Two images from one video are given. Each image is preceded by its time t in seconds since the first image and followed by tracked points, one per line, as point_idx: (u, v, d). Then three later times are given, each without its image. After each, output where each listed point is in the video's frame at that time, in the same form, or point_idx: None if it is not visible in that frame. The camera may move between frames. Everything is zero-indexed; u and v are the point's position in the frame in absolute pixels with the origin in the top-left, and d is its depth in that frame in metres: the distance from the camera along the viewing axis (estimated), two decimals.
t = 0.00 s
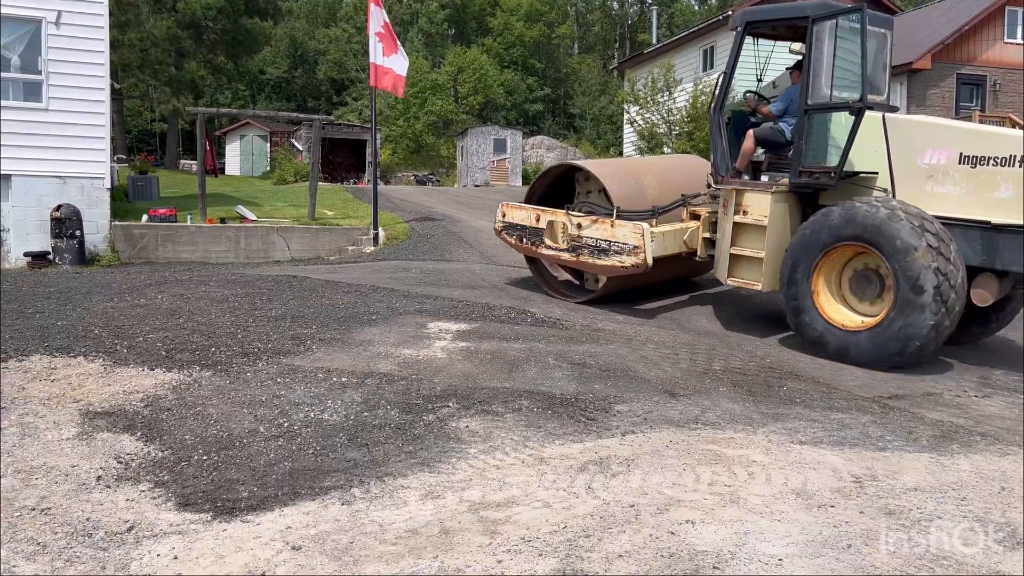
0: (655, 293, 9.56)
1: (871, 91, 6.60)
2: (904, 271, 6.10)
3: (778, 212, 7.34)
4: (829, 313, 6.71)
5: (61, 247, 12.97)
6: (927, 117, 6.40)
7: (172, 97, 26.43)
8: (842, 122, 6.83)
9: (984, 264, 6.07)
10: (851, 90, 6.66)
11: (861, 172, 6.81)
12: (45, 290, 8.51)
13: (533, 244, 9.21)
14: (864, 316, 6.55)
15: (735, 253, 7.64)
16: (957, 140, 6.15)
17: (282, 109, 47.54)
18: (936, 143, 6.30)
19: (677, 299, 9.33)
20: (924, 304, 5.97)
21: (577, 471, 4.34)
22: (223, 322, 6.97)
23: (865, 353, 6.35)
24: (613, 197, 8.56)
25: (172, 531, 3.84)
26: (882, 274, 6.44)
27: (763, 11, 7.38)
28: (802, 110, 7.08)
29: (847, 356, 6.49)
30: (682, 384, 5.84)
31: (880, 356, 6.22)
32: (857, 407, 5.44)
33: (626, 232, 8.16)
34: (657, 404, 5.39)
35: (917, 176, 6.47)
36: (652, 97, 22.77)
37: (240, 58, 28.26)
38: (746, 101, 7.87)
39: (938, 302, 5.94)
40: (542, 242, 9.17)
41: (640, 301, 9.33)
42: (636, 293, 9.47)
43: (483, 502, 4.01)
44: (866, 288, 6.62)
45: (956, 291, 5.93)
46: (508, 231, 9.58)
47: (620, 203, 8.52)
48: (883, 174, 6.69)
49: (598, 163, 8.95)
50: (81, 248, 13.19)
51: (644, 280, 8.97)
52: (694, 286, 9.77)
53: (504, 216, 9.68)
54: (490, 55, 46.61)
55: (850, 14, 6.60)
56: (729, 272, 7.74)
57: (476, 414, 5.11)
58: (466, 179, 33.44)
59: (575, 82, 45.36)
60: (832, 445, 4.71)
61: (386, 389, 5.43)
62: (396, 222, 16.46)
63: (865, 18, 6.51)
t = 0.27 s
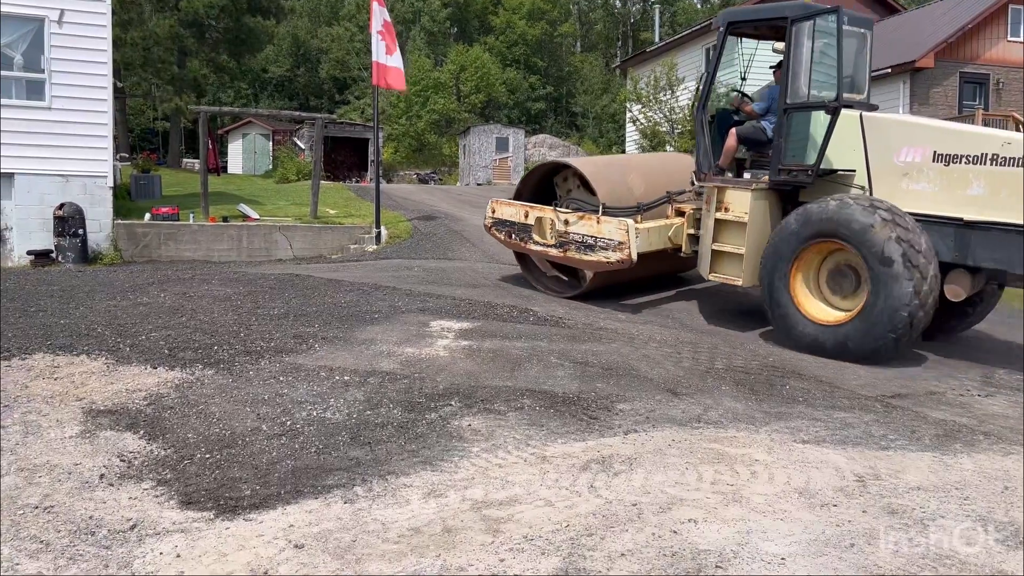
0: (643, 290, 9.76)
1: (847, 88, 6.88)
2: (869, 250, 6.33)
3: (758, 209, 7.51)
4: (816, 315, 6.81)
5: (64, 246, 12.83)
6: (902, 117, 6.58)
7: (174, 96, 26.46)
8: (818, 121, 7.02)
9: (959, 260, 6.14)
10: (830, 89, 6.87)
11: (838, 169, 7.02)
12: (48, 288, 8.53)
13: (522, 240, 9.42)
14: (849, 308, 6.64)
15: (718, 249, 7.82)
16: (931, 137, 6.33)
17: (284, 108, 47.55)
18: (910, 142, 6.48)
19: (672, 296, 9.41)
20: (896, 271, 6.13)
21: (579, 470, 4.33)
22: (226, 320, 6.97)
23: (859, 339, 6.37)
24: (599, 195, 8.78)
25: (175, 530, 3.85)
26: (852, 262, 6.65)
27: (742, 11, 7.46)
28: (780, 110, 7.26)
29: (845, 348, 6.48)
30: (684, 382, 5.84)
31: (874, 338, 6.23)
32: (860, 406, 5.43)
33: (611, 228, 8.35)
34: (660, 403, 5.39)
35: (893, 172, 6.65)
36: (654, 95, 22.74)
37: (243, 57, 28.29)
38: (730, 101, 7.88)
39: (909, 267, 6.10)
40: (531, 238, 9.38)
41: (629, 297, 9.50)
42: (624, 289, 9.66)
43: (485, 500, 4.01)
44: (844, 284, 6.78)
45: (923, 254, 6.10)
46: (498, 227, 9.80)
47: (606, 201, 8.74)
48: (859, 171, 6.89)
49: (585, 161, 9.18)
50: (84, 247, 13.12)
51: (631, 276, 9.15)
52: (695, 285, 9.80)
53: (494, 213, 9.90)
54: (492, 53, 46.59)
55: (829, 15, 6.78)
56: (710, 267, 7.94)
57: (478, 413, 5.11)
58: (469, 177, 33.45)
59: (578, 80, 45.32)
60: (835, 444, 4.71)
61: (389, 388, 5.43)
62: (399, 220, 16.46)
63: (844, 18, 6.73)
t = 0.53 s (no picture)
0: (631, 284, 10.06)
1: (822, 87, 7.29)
2: (833, 232, 6.78)
3: (738, 206, 7.93)
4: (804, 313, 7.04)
5: (66, 244, 13.06)
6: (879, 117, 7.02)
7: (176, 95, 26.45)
8: (795, 119, 7.42)
9: (931, 255, 6.50)
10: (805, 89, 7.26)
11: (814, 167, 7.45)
12: (50, 286, 8.53)
13: (510, 236, 9.67)
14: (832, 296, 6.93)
15: (701, 245, 8.22)
16: (906, 136, 6.76)
17: (286, 106, 47.53)
18: (886, 141, 6.91)
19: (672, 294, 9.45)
20: (862, 241, 6.54)
21: (581, 468, 4.33)
22: (227, 319, 6.97)
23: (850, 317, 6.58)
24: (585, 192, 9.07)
25: (177, 528, 3.85)
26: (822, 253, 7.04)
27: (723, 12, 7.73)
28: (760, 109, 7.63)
29: (841, 330, 6.65)
30: (686, 381, 5.85)
31: (863, 309, 6.46)
32: (862, 404, 5.44)
33: (597, 224, 8.65)
34: (662, 402, 5.39)
35: (870, 170, 7.07)
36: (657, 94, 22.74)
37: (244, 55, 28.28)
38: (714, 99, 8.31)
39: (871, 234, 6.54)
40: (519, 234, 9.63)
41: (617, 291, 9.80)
42: (613, 283, 9.95)
43: (487, 499, 4.01)
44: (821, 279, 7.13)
45: (880, 223, 6.55)
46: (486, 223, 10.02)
47: (592, 198, 9.04)
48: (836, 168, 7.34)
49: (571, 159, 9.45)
50: (86, 245, 13.36)
51: (617, 271, 9.46)
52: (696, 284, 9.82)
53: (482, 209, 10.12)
54: (494, 52, 46.53)
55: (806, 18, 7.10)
56: (693, 263, 8.35)
57: (480, 411, 5.11)
58: (471, 176, 33.46)
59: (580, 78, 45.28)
60: (837, 442, 4.71)
61: (390, 386, 5.44)
62: (401, 219, 16.45)
63: (820, 19, 7.06)
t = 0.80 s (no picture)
0: (615, 279, 10.07)
1: (793, 87, 7.59)
2: (785, 221, 7.04)
3: (714, 203, 7.96)
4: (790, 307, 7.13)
5: (68, 242, 13.09)
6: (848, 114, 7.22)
7: (177, 93, 26.46)
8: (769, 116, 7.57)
9: (899, 249, 6.93)
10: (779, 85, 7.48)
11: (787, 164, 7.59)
12: (52, 284, 8.53)
13: (496, 232, 9.68)
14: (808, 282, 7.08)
15: (678, 241, 8.21)
16: (876, 134, 7.01)
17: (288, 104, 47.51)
18: (856, 138, 7.12)
19: (673, 291, 9.45)
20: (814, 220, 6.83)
21: (582, 467, 4.33)
22: (229, 317, 6.97)
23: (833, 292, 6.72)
24: (568, 188, 9.01)
25: (179, 526, 3.86)
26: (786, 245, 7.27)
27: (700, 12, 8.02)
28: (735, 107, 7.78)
29: (831, 308, 6.75)
30: (688, 379, 5.85)
31: (840, 279, 6.64)
32: (864, 403, 5.43)
33: (579, 220, 8.65)
34: (663, 400, 5.39)
35: (840, 167, 7.27)
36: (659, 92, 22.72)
37: (247, 53, 28.29)
38: (692, 98, 8.42)
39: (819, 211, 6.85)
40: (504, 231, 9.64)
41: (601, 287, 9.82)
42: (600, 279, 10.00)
43: (488, 497, 4.01)
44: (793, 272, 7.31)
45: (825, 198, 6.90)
46: (474, 220, 10.03)
47: (575, 194, 8.98)
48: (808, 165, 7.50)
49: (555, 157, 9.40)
50: (88, 243, 13.31)
51: (600, 267, 9.45)
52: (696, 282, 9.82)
53: (470, 206, 10.12)
54: (496, 50, 46.50)
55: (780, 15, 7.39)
56: (671, 259, 8.34)
57: (481, 409, 5.11)
58: (472, 174, 33.45)
59: (581, 77, 45.21)
60: (839, 441, 4.71)
61: (392, 385, 5.43)
62: (402, 217, 16.44)
63: (791, 18, 7.38)
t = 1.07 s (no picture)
0: (601, 274, 10.15)
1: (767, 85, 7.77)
2: (745, 218, 7.30)
3: (694, 199, 8.11)
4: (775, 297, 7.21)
5: (70, 241, 13.07)
6: (823, 112, 7.40)
7: (178, 91, 26.47)
8: (746, 114, 7.71)
9: (872, 244, 7.13)
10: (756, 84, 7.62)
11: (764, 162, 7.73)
12: (53, 283, 8.53)
13: (484, 229, 9.75)
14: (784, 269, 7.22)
15: (660, 238, 8.36)
16: (850, 132, 7.21)
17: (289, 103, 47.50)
18: (831, 135, 7.31)
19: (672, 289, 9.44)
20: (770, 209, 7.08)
21: (584, 465, 4.33)
22: (230, 315, 6.97)
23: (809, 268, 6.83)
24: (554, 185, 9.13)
25: (180, 524, 3.86)
26: (756, 242, 7.46)
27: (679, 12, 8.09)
28: (713, 105, 7.90)
29: (813, 283, 6.82)
30: (689, 378, 5.84)
31: (810, 252, 6.79)
32: (865, 402, 5.42)
33: (564, 216, 8.74)
34: (664, 399, 5.39)
35: (814, 165, 7.45)
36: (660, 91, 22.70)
37: (248, 51, 28.29)
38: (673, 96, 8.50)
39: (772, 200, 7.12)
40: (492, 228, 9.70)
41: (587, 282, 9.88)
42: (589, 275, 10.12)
43: (490, 495, 4.01)
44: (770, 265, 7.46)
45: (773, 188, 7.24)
46: (462, 217, 10.10)
47: (560, 191, 9.11)
48: (784, 161, 7.66)
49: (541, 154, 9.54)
50: (89, 242, 13.32)
51: (586, 262, 9.54)
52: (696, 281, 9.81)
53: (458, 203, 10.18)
54: (497, 49, 46.47)
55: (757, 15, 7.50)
56: (653, 255, 8.47)
57: (483, 408, 5.11)
58: (473, 173, 33.44)
59: (583, 75, 45.16)
60: (840, 440, 4.70)
61: (393, 383, 5.43)
62: (404, 216, 16.42)
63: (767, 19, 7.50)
